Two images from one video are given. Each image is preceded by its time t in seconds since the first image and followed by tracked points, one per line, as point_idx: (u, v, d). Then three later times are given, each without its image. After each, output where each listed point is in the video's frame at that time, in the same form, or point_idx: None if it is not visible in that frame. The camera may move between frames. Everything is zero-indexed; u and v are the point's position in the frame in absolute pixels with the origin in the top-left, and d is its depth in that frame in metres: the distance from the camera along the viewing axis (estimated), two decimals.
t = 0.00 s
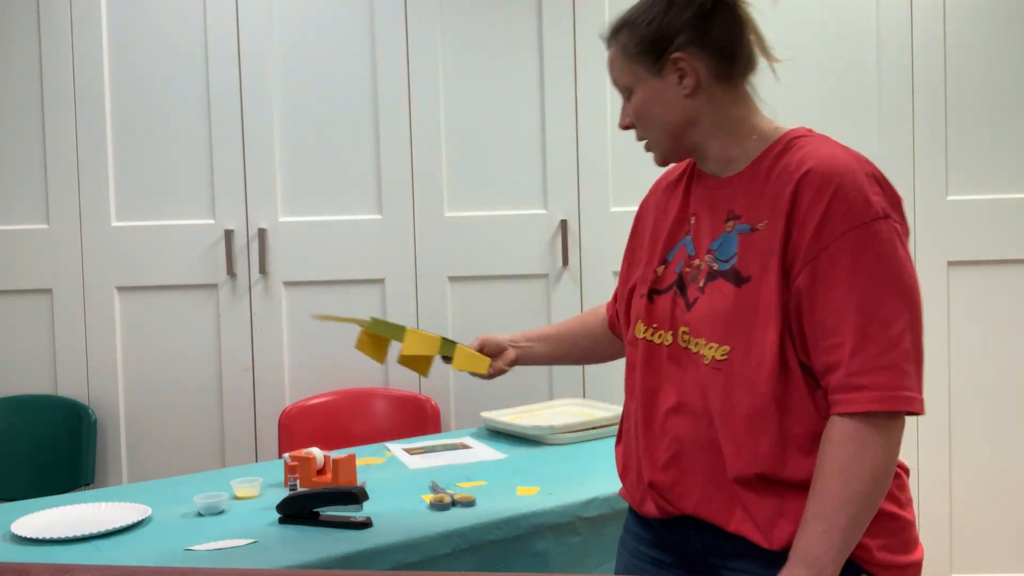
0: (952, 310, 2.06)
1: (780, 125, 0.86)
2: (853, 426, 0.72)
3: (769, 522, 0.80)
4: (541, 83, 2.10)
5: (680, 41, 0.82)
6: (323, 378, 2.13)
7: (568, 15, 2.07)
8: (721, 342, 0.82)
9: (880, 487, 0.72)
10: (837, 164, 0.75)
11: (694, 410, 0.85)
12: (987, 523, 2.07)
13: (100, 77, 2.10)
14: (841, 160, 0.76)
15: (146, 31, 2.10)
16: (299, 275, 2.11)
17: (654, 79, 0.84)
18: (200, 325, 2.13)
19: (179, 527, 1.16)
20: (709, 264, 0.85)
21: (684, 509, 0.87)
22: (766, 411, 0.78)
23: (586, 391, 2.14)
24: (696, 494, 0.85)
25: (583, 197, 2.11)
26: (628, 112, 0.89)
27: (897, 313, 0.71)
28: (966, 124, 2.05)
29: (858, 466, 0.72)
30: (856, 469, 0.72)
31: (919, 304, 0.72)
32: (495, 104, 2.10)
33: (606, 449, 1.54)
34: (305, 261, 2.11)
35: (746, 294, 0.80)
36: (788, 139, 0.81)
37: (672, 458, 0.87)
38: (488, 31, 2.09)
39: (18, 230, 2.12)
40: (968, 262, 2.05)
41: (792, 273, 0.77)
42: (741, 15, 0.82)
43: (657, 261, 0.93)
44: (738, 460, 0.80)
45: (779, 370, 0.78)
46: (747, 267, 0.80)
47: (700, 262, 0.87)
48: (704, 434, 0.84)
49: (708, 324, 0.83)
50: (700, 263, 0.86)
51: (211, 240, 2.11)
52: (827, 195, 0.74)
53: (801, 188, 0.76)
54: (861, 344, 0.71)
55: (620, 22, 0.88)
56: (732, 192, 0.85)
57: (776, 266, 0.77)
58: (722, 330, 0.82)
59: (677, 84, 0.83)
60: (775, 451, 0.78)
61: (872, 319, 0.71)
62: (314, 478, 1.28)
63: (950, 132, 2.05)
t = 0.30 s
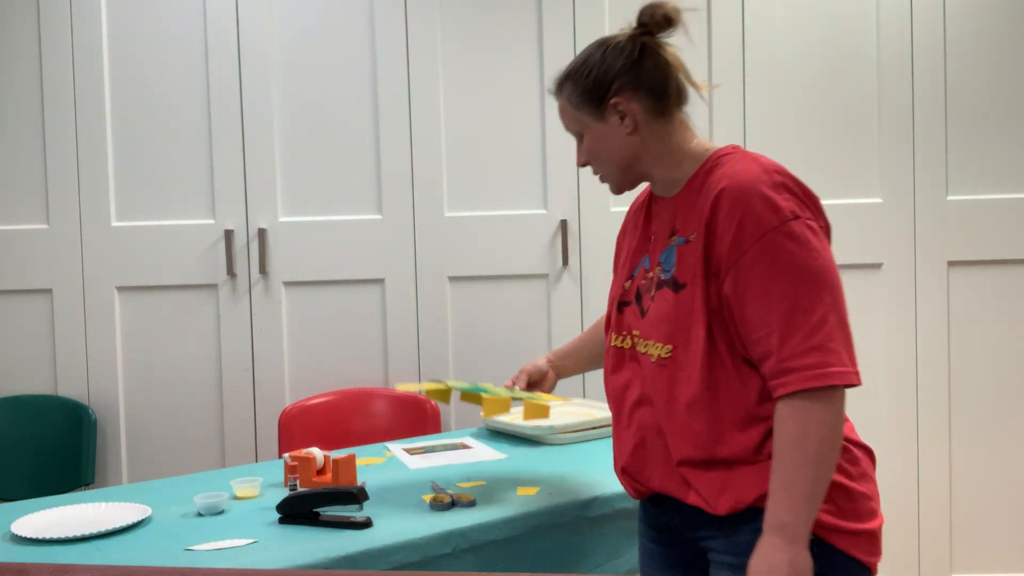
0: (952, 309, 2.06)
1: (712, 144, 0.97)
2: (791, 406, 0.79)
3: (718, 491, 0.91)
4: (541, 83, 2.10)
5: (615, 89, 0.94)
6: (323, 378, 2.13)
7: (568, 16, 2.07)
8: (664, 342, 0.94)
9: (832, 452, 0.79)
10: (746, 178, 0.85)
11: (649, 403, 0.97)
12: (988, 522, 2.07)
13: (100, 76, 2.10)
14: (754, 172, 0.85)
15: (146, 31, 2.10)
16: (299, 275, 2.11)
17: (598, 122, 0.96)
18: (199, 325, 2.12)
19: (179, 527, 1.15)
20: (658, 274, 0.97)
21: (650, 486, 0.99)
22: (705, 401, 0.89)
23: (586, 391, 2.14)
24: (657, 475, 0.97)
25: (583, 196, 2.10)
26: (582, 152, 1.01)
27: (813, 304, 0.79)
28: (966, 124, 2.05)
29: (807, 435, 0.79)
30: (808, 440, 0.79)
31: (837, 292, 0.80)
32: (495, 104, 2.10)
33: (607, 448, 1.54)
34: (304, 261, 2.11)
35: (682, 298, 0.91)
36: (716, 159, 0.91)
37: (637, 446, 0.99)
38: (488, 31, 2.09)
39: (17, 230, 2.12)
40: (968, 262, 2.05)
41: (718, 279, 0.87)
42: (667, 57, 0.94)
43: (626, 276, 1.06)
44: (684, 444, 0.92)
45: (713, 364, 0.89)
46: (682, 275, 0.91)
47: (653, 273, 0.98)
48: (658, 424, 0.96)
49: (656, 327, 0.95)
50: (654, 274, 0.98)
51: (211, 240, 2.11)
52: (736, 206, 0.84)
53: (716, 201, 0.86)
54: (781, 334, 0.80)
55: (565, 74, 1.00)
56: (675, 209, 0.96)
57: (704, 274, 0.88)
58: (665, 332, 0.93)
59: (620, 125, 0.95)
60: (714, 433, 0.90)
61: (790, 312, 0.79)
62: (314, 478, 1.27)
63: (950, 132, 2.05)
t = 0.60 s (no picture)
0: (952, 309, 2.06)
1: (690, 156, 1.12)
2: (755, 385, 0.95)
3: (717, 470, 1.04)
4: (541, 83, 2.10)
5: (601, 116, 1.08)
6: (323, 378, 2.13)
7: (568, 16, 2.07)
8: (660, 338, 1.06)
9: (784, 427, 0.95)
10: (722, 184, 0.99)
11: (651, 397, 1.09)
12: (987, 522, 2.07)
13: (99, 75, 2.09)
14: (727, 179, 0.99)
15: (146, 30, 2.09)
16: (299, 275, 2.11)
17: (589, 146, 1.10)
18: (199, 325, 2.12)
19: (179, 527, 1.16)
20: (651, 279, 1.10)
21: (660, 471, 1.11)
22: (697, 389, 1.02)
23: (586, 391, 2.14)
24: (665, 461, 1.09)
25: (583, 196, 2.10)
26: (577, 175, 1.15)
27: (779, 292, 0.94)
28: (966, 124, 2.05)
29: (760, 411, 0.94)
30: (756, 413, 0.95)
31: (801, 279, 0.94)
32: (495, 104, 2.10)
33: (608, 448, 1.54)
34: (304, 262, 2.11)
35: (676, 296, 1.04)
36: (696, 168, 1.06)
37: (644, 435, 1.11)
38: (488, 31, 2.09)
39: (18, 230, 2.12)
40: (968, 262, 2.06)
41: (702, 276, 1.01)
42: (643, 83, 1.08)
43: (622, 287, 1.18)
44: (686, 428, 1.04)
45: (703, 353, 1.03)
46: (673, 276, 1.05)
47: (646, 279, 1.11)
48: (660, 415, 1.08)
49: (651, 326, 1.08)
50: (647, 281, 1.11)
51: (211, 240, 2.11)
52: (716, 209, 0.98)
53: (700, 206, 1.00)
54: (753, 321, 0.95)
55: (552, 110, 1.14)
56: (664, 218, 1.09)
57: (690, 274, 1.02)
58: (661, 329, 1.06)
59: (608, 146, 1.09)
60: (708, 420, 1.03)
61: (759, 301, 0.94)
62: (314, 478, 1.27)
63: (949, 132, 2.05)
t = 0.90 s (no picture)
0: (952, 309, 2.06)
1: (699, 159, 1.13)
2: (766, 372, 0.95)
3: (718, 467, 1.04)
4: (541, 83, 2.10)
5: (614, 118, 1.08)
6: (323, 378, 2.13)
7: (568, 15, 2.07)
8: (666, 329, 1.07)
9: (799, 416, 0.95)
10: (730, 178, 1.00)
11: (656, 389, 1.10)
12: (987, 523, 2.07)
13: (99, 76, 2.09)
14: (735, 174, 1.00)
15: (146, 31, 2.10)
16: (299, 275, 2.11)
17: (601, 148, 1.10)
18: (199, 325, 2.12)
19: (179, 527, 1.16)
20: (659, 274, 1.11)
21: (660, 465, 1.13)
22: (702, 380, 1.03)
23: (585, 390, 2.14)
24: (665, 454, 1.11)
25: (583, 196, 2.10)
26: (589, 177, 1.15)
27: (784, 280, 0.94)
28: (966, 124, 2.05)
29: (775, 401, 0.94)
30: (772, 404, 0.94)
31: (806, 269, 0.94)
32: (495, 103, 2.10)
33: (608, 448, 1.54)
34: (304, 262, 2.11)
35: (682, 289, 1.05)
36: (704, 167, 1.06)
37: (647, 428, 1.13)
38: (488, 31, 2.09)
39: (17, 230, 2.12)
40: (968, 262, 2.05)
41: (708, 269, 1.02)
42: (654, 88, 1.09)
43: (632, 285, 1.19)
44: (689, 418, 1.05)
45: (709, 345, 1.04)
46: (680, 269, 1.06)
47: (654, 275, 1.12)
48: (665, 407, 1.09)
49: (658, 319, 1.09)
50: (655, 276, 1.12)
51: (210, 240, 2.11)
52: (722, 202, 0.99)
53: (706, 200, 1.01)
54: (759, 310, 0.95)
55: (565, 111, 1.14)
56: (673, 215, 1.10)
57: (695, 265, 1.03)
58: (667, 321, 1.07)
59: (620, 148, 1.09)
60: (712, 409, 1.03)
61: (766, 289, 0.94)
62: (314, 478, 1.27)
63: (949, 132, 2.05)
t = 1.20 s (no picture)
0: (952, 309, 2.06)
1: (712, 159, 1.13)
2: (768, 366, 0.95)
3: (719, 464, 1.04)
4: (541, 83, 2.10)
5: (631, 115, 1.08)
6: (322, 378, 2.13)
7: (568, 15, 2.07)
8: (672, 322, 1.07)
9: (800, 412, 0.95)
10: (741, 174, 1.00)
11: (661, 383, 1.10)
12: (986, 523, 2.07)
13: (99, 76, 2.09)
14: (746, 171, 1.00)
15: (146, 30, 2.09)
16: (299, 275, 2.11)
17: (617, 144, 1.10)
18: (200, 325, 2.12)
19: (180, 527, 1.16)
20: (668, 271, 1.11)
21: (661, 461, 1.13)
22: (705, 373, 1.03)
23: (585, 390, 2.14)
24: (665, 449, 1.11)
25: (583, 196, 2.10)
26: (604, 173, 1.15)
27: (790, 276, 0.94)
28: (966, 123, 2.05)
29: (777, 396, 0.94)
30: (773, 403, 0.94)
31: (812, 267, 0.94)
32: (495, 103, 2.10)
33: (608, 448, 1.54)
34: (304, 261, 2.11)
35: (688, 284, 1.05)
36: (715, 166, 1.07)
37: (649, 421, 1.13)
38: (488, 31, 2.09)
39: (17, 230, 2.12)
40: (969, 262, 2.05)
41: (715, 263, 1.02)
42: (671, 88, 1.10)
43: (643, 281, 1.20)
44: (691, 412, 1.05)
45: (714, 339, 1.04)
46: (687, 264, 1.06)
47: (664, 271, 1.13)
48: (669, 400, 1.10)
49: (664, 313, 1.09)
50: (664, 272, 1.13)
51: (211, 240, 2.11)
52: (730, 198, 0.99)
53: (714, 196, 1.01)
54: (763, 305, 0.95)
55: (582, 108, 1.15)
56: (683, 213, 1.10)
57: (703, 259, 1.03)
58: (673, 314, 1.07)
59: (636, 144, 1.09)
60: (713, 403, 1.03)
61: (770, 284, 0.95)
62: (314, 478, 1.27)
63: (949, 132, 2.05)
